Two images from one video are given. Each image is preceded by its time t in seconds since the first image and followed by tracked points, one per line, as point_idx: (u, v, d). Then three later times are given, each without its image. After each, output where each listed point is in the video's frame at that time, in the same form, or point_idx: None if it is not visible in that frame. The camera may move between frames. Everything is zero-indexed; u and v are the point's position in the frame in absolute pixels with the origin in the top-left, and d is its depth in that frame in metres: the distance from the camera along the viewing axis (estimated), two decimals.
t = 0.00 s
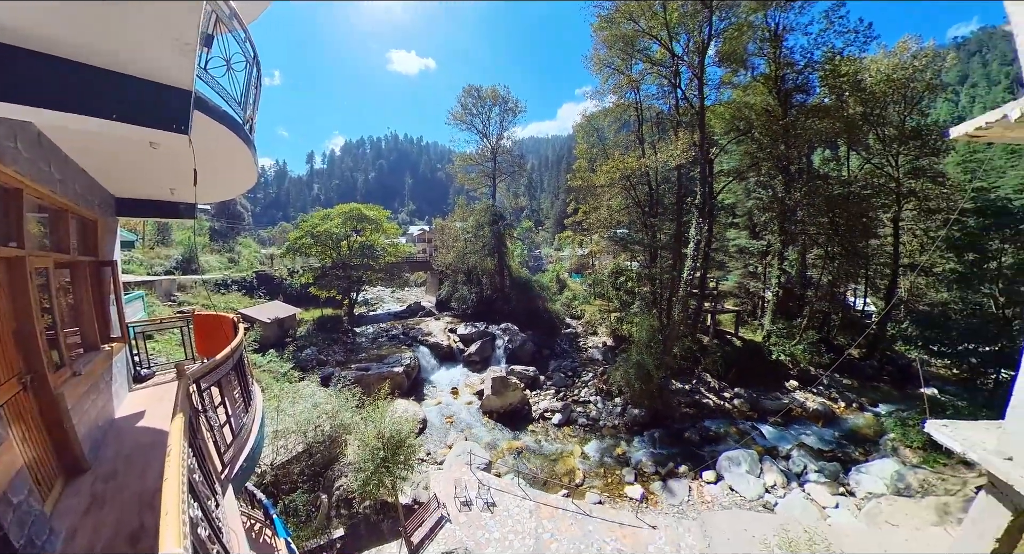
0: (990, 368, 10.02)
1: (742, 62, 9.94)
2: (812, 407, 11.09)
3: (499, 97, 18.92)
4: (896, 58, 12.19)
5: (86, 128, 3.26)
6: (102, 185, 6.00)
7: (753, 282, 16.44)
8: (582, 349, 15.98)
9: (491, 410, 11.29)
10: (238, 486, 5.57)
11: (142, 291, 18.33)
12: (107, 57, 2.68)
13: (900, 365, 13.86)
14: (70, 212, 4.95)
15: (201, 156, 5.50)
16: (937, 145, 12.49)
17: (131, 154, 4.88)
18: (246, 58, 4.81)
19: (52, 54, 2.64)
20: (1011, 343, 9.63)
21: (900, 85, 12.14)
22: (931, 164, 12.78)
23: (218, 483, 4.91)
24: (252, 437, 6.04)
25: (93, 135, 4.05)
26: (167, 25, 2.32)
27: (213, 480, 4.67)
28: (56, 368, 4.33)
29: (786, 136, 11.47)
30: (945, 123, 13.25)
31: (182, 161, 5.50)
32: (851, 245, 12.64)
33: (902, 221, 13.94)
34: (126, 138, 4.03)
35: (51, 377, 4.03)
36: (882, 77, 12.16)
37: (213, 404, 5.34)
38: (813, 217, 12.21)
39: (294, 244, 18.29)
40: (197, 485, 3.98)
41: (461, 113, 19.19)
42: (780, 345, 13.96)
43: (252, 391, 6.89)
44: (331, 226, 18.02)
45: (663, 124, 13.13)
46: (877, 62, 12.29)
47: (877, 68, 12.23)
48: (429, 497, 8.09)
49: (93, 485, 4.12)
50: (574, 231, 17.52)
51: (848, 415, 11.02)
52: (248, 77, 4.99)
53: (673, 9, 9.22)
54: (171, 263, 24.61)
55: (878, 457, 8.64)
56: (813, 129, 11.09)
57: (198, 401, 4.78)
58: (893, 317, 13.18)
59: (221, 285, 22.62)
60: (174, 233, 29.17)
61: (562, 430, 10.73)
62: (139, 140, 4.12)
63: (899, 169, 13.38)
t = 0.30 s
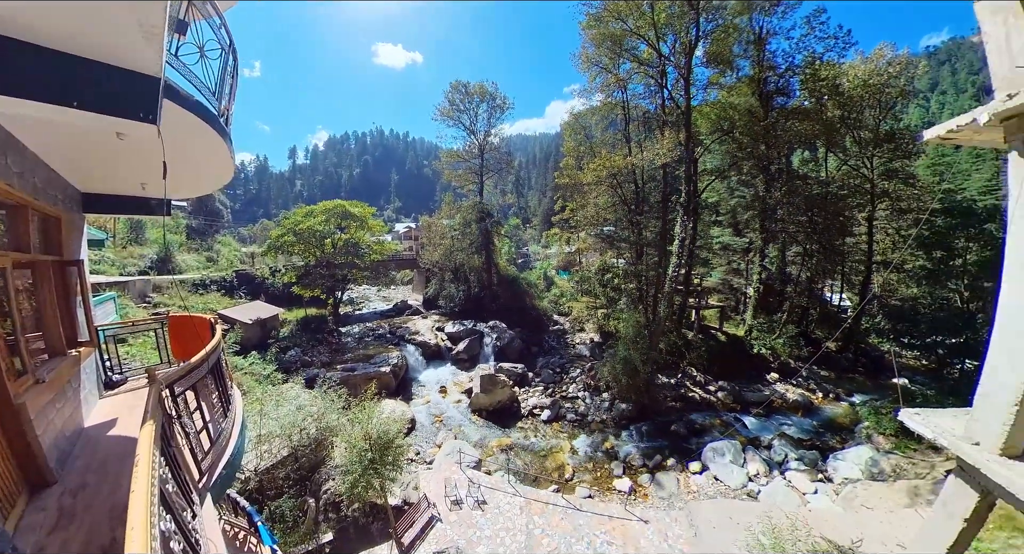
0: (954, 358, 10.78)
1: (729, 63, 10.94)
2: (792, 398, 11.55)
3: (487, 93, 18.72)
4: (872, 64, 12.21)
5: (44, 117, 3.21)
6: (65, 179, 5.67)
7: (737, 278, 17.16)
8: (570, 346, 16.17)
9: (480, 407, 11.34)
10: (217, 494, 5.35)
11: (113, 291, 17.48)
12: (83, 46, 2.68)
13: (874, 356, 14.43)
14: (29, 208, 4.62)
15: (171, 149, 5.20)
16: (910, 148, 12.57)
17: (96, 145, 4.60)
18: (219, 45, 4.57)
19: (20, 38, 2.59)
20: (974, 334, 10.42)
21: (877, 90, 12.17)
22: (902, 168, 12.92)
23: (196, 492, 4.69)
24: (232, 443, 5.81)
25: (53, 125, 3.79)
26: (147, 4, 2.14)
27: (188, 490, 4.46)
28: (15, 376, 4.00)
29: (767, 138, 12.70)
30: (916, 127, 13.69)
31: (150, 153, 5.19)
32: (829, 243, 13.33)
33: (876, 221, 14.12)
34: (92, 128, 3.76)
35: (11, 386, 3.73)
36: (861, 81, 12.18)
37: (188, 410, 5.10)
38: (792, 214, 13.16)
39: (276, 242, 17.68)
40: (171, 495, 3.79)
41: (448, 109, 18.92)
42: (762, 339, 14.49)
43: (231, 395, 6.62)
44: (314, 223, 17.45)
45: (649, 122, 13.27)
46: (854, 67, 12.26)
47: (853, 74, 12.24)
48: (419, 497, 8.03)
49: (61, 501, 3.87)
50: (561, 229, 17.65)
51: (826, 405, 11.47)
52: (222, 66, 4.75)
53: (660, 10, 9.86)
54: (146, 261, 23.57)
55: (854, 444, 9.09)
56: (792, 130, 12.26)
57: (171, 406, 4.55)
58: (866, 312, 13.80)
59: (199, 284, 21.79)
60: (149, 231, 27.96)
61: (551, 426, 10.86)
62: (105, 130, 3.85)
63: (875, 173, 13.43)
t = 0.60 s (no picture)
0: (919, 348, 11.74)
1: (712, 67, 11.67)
2: (770, 389, 12.07)
3: (473, 88, 18.50)
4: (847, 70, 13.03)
5: None
6: (19, 171, 5.29)
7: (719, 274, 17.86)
8: (556, 342, 16.37)
9: (467, 405, 11.40)
10: (190, 506, 5.07)
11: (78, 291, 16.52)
12: (37, 20, 2.46)
13: (846, 349, 15.02)
14: None
15: (136, 138, 4.89)
16: (879, 151, 13.21)
17: (51, 134, 4.28)
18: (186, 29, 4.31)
19: None
20: (937, 326, 11.37)
21: (851, 95, 12.77)
22: (874, 170, 13.47)
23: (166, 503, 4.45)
24: (205, 451, 5.52)
25: None
26: None
27: (157, 501, 4.20)
28: None
29: (748, 137, 13.33)
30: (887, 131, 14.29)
31: (113, 143, 4.87)
32: (803, 241, 14.04)
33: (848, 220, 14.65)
34: (44, 113, 3.47)
35: None
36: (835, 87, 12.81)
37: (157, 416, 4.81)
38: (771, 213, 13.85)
39: (253, 239, 16.96)
40: (136, 507, 3.57)
41: (433, 103, 18.61)
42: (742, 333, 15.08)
43: (205, 401, 6.29)
44: (294, 218, 16.93)
45: (634, 121, 13.43)
46: (831, 73, 13.04)
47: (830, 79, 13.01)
48: (407, 497, 7.94)
49: (18, 519, 3.56)
50: (546, 226, 17.78)
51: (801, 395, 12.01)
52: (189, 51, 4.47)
53: (646, 10, 10.15)
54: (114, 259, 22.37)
55: (827, 432, 9.60)
56: (771, 131, 13.05)
57: (136, 413, 4.27)
58: (838, 306, 14.50)
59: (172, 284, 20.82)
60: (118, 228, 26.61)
61: (538, 421, 11.01)
62: (61, 117, 3.56)
63: (848, 175, 13.88)
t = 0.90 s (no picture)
0: (891, 340, 12.27)
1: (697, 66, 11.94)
2: (752, 382, 12.53)
3: (460, 84, 18.28)
4: (827, 75, 13.23)
5: None
6: None
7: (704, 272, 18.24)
8: (543, 339, 16.52)
9: (455, 403, 11.40)
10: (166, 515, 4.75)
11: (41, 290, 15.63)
12: None
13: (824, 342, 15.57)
14: None
15: (100, 127, 4.60)
16: (856, 153, 13.82)
17: (8, 121, 3.97)
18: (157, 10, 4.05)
19: None
20: (906, 320, 11.98)
21: (830, 99, 13.18)
22: (851, 171, 13.97)
23: (139, 513, 4.14)
24: (183, 456, 5.20)
25: None
26: None
27: (125, 511, 3.89)
28: None
29: (732, 138, 13.63)
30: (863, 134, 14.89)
31: (77, 132, 4.56)
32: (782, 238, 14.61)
33: (826, 220, 15.26)
34: None
35: None
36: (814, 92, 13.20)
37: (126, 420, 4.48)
38: (753, 212, 14.48)
39: (233, 237, 16.34)
40: (100, 519, 3.27)
41: (420, 98, 18.35)
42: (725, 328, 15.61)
43: (181, 404, 5.94)
44: (276, 215, 16.33)
45: (620, 120, 13.58)
46: (811, 78, 13.32)
47: (810, 84, 13.26)
48: (396, 497, 7.88)
49: None
50: (534, 224, 17.86)
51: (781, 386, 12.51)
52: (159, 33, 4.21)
53: (634, 10, 10.59)
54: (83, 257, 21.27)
55: (805, 421, 10.06)
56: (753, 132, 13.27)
57: (99, 417, 3.95)
58: (815, 301, 15.09)
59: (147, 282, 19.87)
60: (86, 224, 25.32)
61: (527, 417, 11.12)
62: (18, 101, 3.30)
63: (826, 177, 14.37)
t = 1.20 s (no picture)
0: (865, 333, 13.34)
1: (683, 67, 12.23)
2: (736, 376, 12.96)
3: (447, 79, 18.02)
4: (807, 79, 13.85)
5: None
6: None
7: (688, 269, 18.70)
8: (531, 335, 16.60)
9: (443, 402, 11.36)
10: (139, 523, 4.55)
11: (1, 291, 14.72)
12: None
13: (803, 336, 16.14)
14: None
15: (66, 113, 4.45)
16: (833, 154, 14.46)
17: None
18: None
19: None
20: (879, 314, 12.84)
21: (811, 102, 13.86)
22: (828, 172, 14.67)
23: (107, 521, 3.94)
24: (156, 462, 4.98)
25: None
26: None
27: (92, 518, 3.70)
28: None
29: (717, 138, 13.96)
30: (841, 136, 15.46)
31: (35, 117, 4.31)
32: (763, 235, 15.11)
33: (805, 218, 16.07)
34: None
35: None
36: (795, 95, 13.89)
37: (93, 423, 4.26)
38: (738, 210, 14.91)
39: (211, 234, 15.76)
40: (62, 528, 3.06)
41: (406, 93, 18.05)
42: (710, 323, 16.08)
43: (155, 407, 5.70)
44: (257, 212, 15.75)
45: (608, 119, 13.69)
46: (792, 81, 14.02)
47: (791, 86, 13.99)
48: (385, 498, 7.81)
49: None
50: (521, 221, 17.88)
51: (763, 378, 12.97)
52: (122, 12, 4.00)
53: (622, 9, 10.91)
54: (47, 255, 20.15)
55: (786, 412, 10.49)
56: (737, 132, 13.62)
57: (62, 420, 3.73)
58: (795, 297, 15.70)
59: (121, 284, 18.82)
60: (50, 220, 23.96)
61: (516, 414, 11.19)
62: None
63: (805, 176, 15.07)
